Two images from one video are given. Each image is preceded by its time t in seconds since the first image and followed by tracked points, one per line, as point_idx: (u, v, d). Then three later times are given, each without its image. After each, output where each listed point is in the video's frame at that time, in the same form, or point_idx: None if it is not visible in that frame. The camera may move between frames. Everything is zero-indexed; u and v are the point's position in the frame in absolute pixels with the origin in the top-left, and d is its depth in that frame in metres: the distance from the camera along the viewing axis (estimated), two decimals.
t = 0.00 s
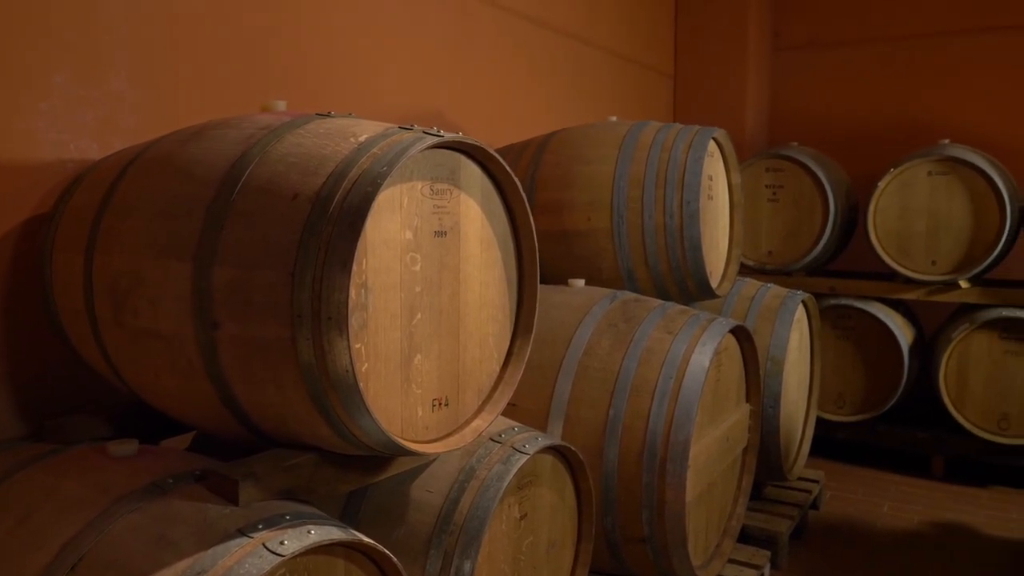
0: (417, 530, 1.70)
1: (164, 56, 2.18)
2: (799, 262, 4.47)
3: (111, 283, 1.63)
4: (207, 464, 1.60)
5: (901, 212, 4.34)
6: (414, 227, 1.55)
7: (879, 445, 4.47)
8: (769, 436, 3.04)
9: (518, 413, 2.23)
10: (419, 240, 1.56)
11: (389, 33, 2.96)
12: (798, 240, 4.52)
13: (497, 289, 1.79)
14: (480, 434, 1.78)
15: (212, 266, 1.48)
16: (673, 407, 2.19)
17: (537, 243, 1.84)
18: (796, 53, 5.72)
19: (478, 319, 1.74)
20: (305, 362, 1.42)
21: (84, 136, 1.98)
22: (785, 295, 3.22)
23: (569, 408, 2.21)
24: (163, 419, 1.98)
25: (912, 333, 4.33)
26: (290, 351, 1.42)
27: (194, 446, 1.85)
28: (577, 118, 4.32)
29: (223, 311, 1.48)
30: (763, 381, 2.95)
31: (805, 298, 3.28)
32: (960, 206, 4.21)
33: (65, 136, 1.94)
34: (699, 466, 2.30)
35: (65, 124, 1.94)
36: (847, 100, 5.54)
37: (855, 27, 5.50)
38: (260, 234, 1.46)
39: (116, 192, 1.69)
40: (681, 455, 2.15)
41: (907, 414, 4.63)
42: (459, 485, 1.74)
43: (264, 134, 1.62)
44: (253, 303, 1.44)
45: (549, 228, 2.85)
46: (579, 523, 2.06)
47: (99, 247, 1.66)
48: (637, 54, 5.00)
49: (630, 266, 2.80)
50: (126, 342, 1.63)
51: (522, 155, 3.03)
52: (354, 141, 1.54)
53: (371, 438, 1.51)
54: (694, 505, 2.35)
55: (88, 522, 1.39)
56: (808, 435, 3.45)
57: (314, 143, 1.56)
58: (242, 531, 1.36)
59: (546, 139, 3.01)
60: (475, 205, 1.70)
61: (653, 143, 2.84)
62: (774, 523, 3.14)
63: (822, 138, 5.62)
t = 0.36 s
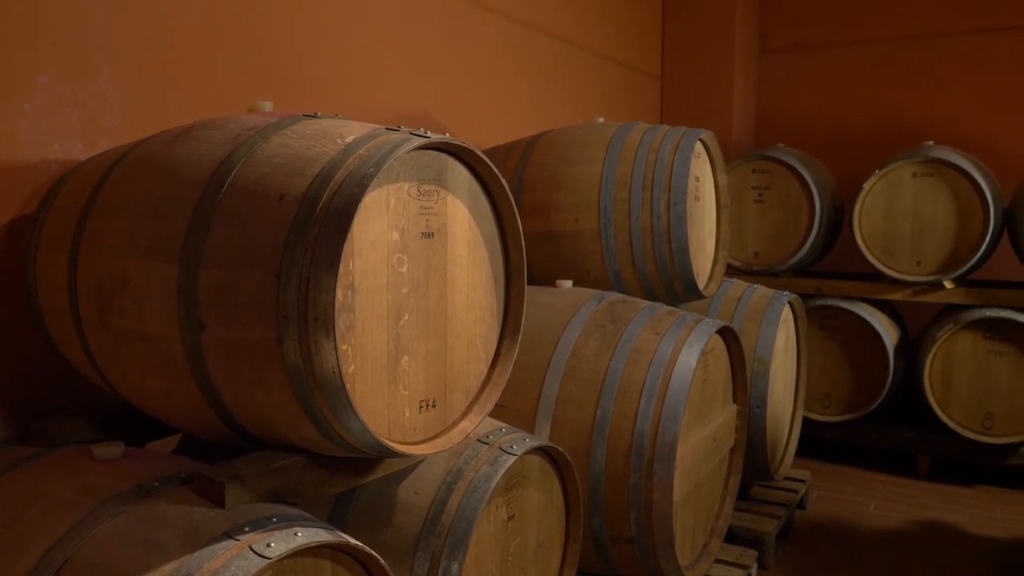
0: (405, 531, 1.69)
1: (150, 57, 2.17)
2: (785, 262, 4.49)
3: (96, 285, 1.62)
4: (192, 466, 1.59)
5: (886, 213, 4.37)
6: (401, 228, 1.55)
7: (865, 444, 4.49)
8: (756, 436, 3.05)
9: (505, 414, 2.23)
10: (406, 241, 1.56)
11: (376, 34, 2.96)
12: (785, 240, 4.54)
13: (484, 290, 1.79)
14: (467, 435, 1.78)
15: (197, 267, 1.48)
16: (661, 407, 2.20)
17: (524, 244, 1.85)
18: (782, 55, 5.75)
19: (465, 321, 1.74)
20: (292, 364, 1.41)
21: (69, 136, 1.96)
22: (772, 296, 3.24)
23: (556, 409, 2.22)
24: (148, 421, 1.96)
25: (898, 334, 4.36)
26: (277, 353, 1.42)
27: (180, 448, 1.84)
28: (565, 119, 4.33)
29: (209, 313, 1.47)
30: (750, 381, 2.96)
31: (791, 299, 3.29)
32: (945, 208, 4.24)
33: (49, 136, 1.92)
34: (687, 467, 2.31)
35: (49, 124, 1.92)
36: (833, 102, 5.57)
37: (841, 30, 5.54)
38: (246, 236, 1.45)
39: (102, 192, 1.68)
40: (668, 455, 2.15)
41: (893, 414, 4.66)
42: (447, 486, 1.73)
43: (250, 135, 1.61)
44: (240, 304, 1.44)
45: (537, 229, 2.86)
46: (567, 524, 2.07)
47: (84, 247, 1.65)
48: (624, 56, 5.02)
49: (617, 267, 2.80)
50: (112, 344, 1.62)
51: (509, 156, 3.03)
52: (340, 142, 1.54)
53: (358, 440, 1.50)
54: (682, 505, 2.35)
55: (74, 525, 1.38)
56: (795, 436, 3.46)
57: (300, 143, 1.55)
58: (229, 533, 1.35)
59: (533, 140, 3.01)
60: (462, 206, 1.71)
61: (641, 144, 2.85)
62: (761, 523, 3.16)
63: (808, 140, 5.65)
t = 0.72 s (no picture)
0: (394, 533, 1.69)
1: (136, 57, 2.16)
2: (773, 263, 4.51)
3: (81, 287, 1.61)
4: (178, 469, 1.58)
5: (872, 214, 4.39)
6: (389, 229, 1.55)
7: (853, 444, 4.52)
8: (744, 436, 3.06)
9: (494, 415, 2.23)
10: (394, 242, 1.56)
11: (364, 35, 2.96)
12: (772, 241, 4.56)
13: (472, 291, 1.79)
14: (456, 436, 1.78)
15: (184, 269, 1.47)
16: (649, 408, 2.21)
17: (513, 245, 1.85)
18: (769, 57, 5.78)
19: (453, 322, 1.73)
20: (279, 365, 1.41)
21: (54, 137, 1.95)
22: (760, 297, 3.25)
23: (545, 410, 2.22)
24: (135, 424, 1.96)
25: (884, 334, 4.39)
26: (265, 355, 1.41)
27: (167, 451, 1.84)
28: (553, 120, 4.34)
29: (196, 314, 1.46)
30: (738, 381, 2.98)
31: (779, 300, 3.31)
32: (931, 208, 4.27)
33: (34, 137, 1.91)
34: (675, 467, 2.31)
35: (33, 124, 1.91)
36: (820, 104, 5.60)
37: (827, 32, 5.57)
38: (233, 237, 1.45)
39: (88, 193, 1.67)
40: (656, 455, 2.16)
41: (880, 414, 4.69)
42: (436, 487, 1.73)
43: (237, 136, 1.61)
44: (227, 305, 1.43)
45: (525, 231, 2.86)
46: (555, 525, 2.07)
47: (70, 249, 1.64)
48: (612, 57, 5.03)
49: (606, 268, 2.81)
50: (97, 346, 1.61)
51: (497, 157, 3.03)
52: (328, 143, 1.54)
53: (346, 441, 1.50)
54: (670, 505, 2.36)
55: (59, 529, 1.37)
56: (782, 436, 3.48)
57: (288, 144, 1.55)
58: (216, 536, 1.34)
59: (521, 141, 3.01)
60: (450, 207, 1.71)
61: (629, 145, 2.86)
62: (749, 523, 3.17)
63: (796, 141, 5.67)
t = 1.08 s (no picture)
0: (383, 534, 1.69)
1: (124, 58, 2.15)
2: (762, 264, 4.53)
3: (69, 289, 1.60)
4: (166, 471, 1.58)
5: (861, 215, 4.42)
6: (378, 230, 1.55)
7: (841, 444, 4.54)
8: (733, 437, 3.07)
9: (483, 417, 2.23)
10: (383, 243, 1.56)
11: (354, 37, 2.96)
12: (761, 242, 4.57)
13: (461, 292, 1.79)
14: (445, 437, 1.78)
15: (171, 271, 1.46)
16: (638, 408, 2.21)
17: (502, 247, 1.85)
18: (758, 59, 5.80)
19: (442, 323, 1.73)
20: (268, 366, 1.40)
21: (41, 138, 1.94)
22: (748, 297, 3.26)
23: (534, 412, 2.22)
24: (123, 427, 1.95)
25: (872, 334, 4.42)
26: (253, 356, 1.41)
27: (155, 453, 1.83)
28: (543, 121, 4.34)
29: (184, 316, 1.46)
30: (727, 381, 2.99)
31: (768, 301, 3.32)
32: (918, 209, 4.30)
33: (21, 138, 1.90)
34: (664, 467, 2.32)
35: (20, 124, 1.90)
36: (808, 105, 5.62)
37: (815, 34, 5.60)
38: (221, 238, 1.44)
39: (75, 194, 1.67)
40: (645, 456, 2.16)
41: (869, 414, 4.71)
42: (425, 488, 1.73)
43: (226, 137, 1.60)
44: (215, 307, 1.42)
45: (514, 232, 2.86)
46: (545, 526, 2.07)
47: (56, 251, 1.63)
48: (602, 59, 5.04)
49: (595, 269, 2.81)
50: (84, 348, 1.61)
51: (487, 158, 3.04)
52: (316, 144, 1.54)
53: (335, 443, 1.50)
54: (659, 505, 2.36)
55: (46, 532, 1.36)
56: (771, 436, 3.49)
57: (276, 145, 1.55)
58: (204, 538, 1.34)
59: (511, 142, 3.02)
60: (439, 208, 1.71)
61: (618, 147, 2.86)
62: (738, 523, 3.18)
63: (784, 143, 5.70)
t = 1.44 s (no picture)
0: (371, 536, 1.69)
1: (111, 57, 2.13)
2: (750, 265, 4.54)
3: (54, 292, 1.59)
4: (153, 474, 1.57)
5: (848, 216, 4.44)
6: (366, 232, 1.55)
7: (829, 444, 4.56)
8: (721, 437, 3.08)
9: (472, 418, 2.23)
10: (370, 245, 1.56)
11: (342, 37, 2.95)
12: (749, 243, 4.59)
13: (448, 294, 1.79)
14: (433, 439, 1.78)
15: (158, 274, 1.45)
16: (627, 409, 2.22)
17: (490, 248, 1.85)
18: (746, 61, 5.83)
19: (430, 325, 1.73)
20: (255, 368, 1.40)
21: (27, 139, 1.93)
22: (736, 299, 3.28)
23: (523, 413, 2.23)
24: (109, 431, 1.94)
25: (860, 335, 4.44)
26: (240, 358, 1.41)
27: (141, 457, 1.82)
28: (531, 122, 4.35)
29: (170, 318, 1.45)
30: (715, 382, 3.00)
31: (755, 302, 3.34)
32: (905, 210, 4.32)
33: (6, 139, 1.88)
34: (653, 468, 2.32)
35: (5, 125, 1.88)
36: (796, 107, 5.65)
37: (803, 36, 5.63)
38: (208, 240, 1.44)
39: (61, 195, 1.65)
40: (634, 457, 2.17)
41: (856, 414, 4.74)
42: (413, 490, 1.73)
43: (212, 139, 1.60)
44: (202, 309, 1.42)
45: (503, 233, 2.86)
46: (533, 527, 2.07)
47: (42, 253, 1.62)
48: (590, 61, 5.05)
49: (584, 271, 2.82)
50: (70, 351, 1.59)
51: (475, 160, 3.04)
52: (304, 146, 1.53)
53: (323, 445, 1.49)
54: (648, 505, 2.37)
55: (31, 536, 1.35)
56: (759, 437, 3.51)
57: (263, 147, 1.54)
58: (191, 542, 1.33)
59: (499, 143, 3.02)
60: (427, 210, 1.70)
61: (606, 148, 2.87)
62: (726, 523, 3.19)
63: (772, 144, 5.73)
